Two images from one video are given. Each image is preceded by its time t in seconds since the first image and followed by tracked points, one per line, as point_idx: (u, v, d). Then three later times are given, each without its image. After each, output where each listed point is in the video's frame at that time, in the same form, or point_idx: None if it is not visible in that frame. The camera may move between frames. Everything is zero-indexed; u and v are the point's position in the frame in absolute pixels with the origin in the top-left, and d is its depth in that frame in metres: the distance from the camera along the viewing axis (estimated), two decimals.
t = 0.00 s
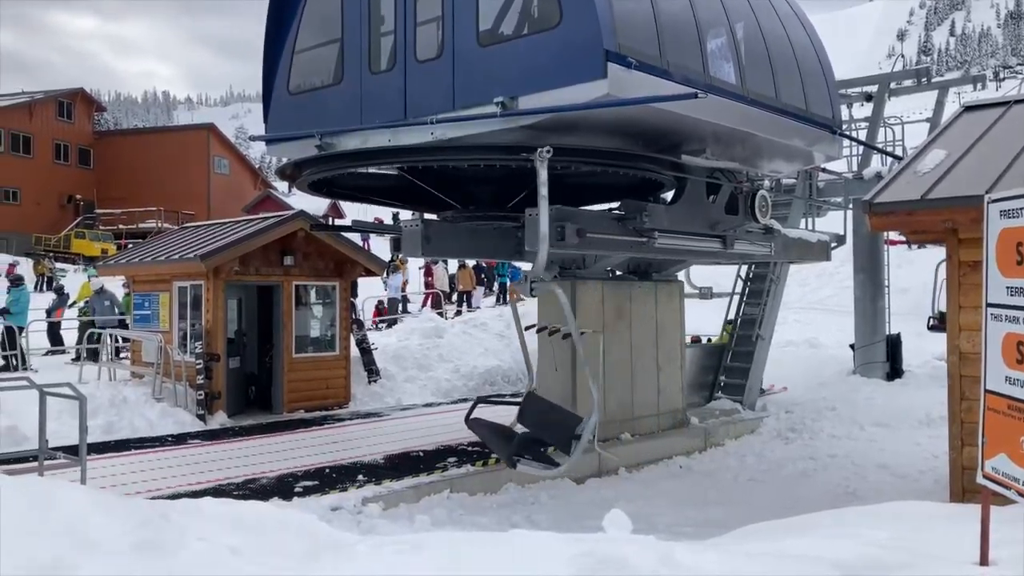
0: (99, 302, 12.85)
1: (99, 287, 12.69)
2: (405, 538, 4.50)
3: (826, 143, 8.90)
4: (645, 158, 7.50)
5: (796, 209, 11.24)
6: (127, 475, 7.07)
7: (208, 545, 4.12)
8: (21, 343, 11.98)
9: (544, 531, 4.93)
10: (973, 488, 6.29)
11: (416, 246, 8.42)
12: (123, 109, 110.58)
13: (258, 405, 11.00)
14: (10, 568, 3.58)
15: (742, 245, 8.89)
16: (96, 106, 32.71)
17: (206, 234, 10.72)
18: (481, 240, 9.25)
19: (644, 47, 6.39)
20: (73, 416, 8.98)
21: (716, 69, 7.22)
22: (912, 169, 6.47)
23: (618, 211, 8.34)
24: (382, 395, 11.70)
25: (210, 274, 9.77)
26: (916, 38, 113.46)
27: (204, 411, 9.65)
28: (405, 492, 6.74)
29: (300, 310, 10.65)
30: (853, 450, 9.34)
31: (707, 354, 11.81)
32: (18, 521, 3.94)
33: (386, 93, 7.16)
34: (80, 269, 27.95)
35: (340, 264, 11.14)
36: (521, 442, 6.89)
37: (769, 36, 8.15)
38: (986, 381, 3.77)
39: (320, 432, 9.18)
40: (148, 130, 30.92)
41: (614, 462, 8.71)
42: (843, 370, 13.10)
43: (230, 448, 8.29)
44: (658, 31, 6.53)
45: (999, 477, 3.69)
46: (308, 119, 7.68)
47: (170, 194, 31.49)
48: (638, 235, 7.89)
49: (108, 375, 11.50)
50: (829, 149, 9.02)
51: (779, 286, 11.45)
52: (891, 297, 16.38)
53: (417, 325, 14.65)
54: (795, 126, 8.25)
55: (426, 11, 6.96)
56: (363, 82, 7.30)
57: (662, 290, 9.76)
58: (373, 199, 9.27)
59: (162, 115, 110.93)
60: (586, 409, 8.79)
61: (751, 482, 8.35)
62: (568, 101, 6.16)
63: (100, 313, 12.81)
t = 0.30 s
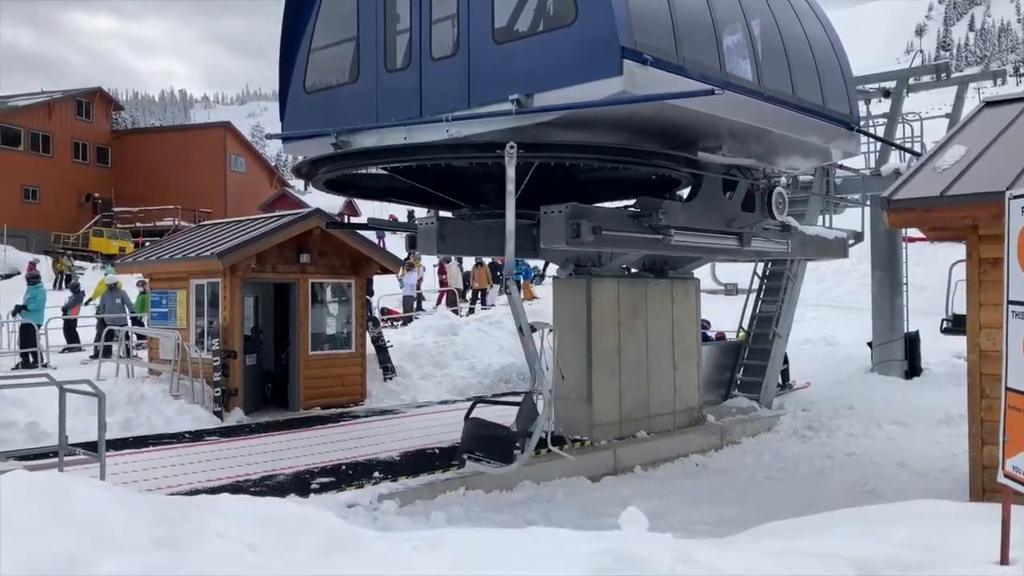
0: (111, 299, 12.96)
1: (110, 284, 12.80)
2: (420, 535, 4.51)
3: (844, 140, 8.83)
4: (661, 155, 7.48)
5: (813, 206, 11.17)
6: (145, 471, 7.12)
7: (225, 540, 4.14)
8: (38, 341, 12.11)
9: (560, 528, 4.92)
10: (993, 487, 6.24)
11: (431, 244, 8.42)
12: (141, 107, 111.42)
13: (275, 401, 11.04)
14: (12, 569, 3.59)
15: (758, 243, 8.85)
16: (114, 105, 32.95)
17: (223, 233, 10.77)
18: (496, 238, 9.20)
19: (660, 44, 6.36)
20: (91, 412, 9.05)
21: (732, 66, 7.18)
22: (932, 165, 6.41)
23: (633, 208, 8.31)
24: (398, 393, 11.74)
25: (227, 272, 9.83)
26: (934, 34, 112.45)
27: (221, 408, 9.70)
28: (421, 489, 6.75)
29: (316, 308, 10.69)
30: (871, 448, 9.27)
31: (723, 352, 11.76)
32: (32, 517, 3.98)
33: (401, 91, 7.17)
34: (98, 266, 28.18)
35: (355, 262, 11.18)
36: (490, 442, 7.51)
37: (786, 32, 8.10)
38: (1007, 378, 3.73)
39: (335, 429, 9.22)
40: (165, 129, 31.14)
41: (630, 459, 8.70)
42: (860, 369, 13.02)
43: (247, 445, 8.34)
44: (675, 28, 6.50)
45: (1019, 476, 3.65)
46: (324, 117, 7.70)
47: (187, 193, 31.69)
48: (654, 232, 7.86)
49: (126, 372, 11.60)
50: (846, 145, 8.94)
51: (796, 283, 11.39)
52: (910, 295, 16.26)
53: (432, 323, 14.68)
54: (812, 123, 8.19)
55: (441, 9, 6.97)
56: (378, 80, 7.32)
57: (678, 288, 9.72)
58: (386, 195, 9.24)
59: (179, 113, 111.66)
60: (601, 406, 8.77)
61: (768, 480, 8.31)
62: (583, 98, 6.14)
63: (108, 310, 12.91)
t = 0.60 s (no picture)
0: (124, 298, 13.10)
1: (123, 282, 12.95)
2: (436, 533, 4.51)
3: (861, 137, 8.76)
4: (677, 153, 7.46)
5: (830, 204, 11.10)
6: (163, 469, 7.17)
7: (243, 537, 4.17)
8: (54, 340, 12.32)
9: (575, 527, 4.92)
10: (1013, 486, 6.19)
11: (445, 242, 8.43)
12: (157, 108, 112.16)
13: (291, 399, 11.09)
14: (29, 568, 3.62)
15: (775, 240, 8.80)
16: (131, 105, 33.18)
17: (239, 231, 10.84)
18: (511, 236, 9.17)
19: (675, 41, 6.34)
20: (109, 411, 9.13)
21: (748, 63, 7.14)
22: (950, 161, 6.35)
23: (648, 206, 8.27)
24: (413, 391, 11.78)
25: (244, 271, 9.88)
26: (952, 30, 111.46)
27: (238, 406, 9.75)
28: (436, 488, 6.76)
29: (331, 306, 10.73)
30: (889, 447, 9.21)
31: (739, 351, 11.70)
32: (50, 515, 4.01)
33: (416, 90, 7.18)
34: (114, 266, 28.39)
35: (370, 261, 11.21)
36: (446, 443, 7.57)
37: (802, 29, 8.05)
38: None
39: (350, 427, 9.25)
40: (181, 129, 31.36)
41: (646, 458, 8.68)
42: (878, 367, 12.94)
43: (264, 443, 8.38)
44: (690, 25, 6.48)
45: None
46: (340, 116, 7.73)
47: (203, 192, 31.89)
48: (670, 230, 7.83)
49: (144, 370, 11.70)
50: (864, 142, 8.87)
51: (813, 281, 11.32)
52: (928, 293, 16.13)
53: (447, 321, 14.70)
54: (829, 119, 8.14)
55: (456, 7, 6.97)
56: (393, 79, 7.34)
57: (694, 286, 9.70)
58: (401, 194, 9.24)
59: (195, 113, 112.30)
60: (617, 404, 8.76)
61: (783, 479, 8.28)
62: (598, 95, 6.13)
63: (120, 308, 13.11)
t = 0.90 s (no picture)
0: (139, 297, 13.18)
1: (137, 281, 13.03)
2: (451, 530, 4.53)
3: (877, 134, 8.71)
4: (691, 151, 7.44)
5: (845, 202, 11.04)
6: (180, 467, 7.23)
7: (259, 535, 4.19)
8: (70, 339, 12.44)
9: (589, 524, 4.91)
10: None
11: (459, 241, 8.45)
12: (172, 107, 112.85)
13: (306, 397, 11.15)
14: (47, 567, 3.63)
15: (789, 238, 8.77)
16: (146, 105, 33.38)
17: (254, 231, 10.89)
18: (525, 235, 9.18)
19: (689, 39, 6.32)
20: (126, 408, 9.20)
21: (763, 60, 7.12)
22: (967, 158, 6.30)
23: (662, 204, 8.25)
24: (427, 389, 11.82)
25: (259, 269, 9.94)
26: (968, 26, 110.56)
27: (254, 404, 9.81)
28: (450, 486, 6.78)
29: (346, 305, 10.77)
30: (904, 446, 9.17)
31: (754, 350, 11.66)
32: (68, 514, 4.03)
33: (430, 90, 7.19)
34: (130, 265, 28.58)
35: (384, 259, 11.25)
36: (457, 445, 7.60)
37: (817, 25, 8.01)
38: None
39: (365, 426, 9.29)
40: (196, 128, 31.53)
41: (660, 457, 8.67)
42: (893, 366, 12.87)
43: (279, 441, 8.43)
44: (704, 22, 6.45)
45: None
46: (354, 115, 7.75)
47: (218, 192, 32.06)
48: (684, 228, 7.81)
49: (160, 368, 11.79)
50: (880, 140, 8.82)
51: (828, 279, 11.27)
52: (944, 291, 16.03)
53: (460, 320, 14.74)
54: (844, 117, 8.10)
55: (470, 6, 6.98)
56: (407, 78, 7.35)
57: (708, 284, 9.67)
58: (415, 192, 9.26)
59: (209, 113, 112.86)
60: (632, 403, 8.75)
61: (798, 477, 8.26)
62: (612, 93, 6.12)
63: (134, 307, 13.21)
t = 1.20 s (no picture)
0: (150, 295, 13.24)
1: (148, 280, 13.09)
2: (464, 528, 4.53)
3: (890, 131, 8.66)
4: (703, 148, 7.41)
5: (859, 199, 10.98)
6: (193, 465, 7.26)
7: (273, 533, 4.21)
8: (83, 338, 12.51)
9: (602, 523, 4.90)
10: None
11: (471, 239, 8.46)
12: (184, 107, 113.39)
13: (318, 396, 11.19)
14: (63, 564, 3.65)
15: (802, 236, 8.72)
16: (159, 104, 33.53)
17: (266, 229, 10.93)
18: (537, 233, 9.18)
19: (702, 36, 6.30)
20: (139, 406, 9.25)
21: (775, 57, 7.09)
22: (982, 156, 6.25)
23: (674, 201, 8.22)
24: (439, 387, 11.84)
25: (271, 268, 9.97)
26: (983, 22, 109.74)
27: (266, 402, 9.84)
28: (462, 484, 6.78)
29: (358, 304, 10.79)
30: (918, 444, 9.12)
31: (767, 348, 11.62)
32: (83, 511, 4.05)
33: (442, 88, 7.19)
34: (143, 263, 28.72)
35: (396, 258, 11.26)
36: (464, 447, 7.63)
37: (830, 21, 7.97)
38: None
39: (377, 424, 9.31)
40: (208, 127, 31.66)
41: (672, 455, 8.65)
42: (907, 364, 12.81)
43: (292, 439, 8.45)
44: (716, 19, 6.43)
45: None
46: (366, 113, 7.76)
47: (230, 190, 32.18)
48: (696, 226, 7.78)
49: (173, 366, 11.85)
50: (893, 136, 8.77)
51: (841, 277, 11.21)
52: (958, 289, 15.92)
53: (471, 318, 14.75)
54: (857, 114, 8.06)
55: (481, 4, 6.97)
56: (420, 77, 7.35)
57: (721, 283, 9.63)
58: (427, 190, 9.27)
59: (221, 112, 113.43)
60: (644, 401, 8.73)
61: (811, 476, 8.22)
62: (624, 91, 6.10)
63: (146, 305, 13.27)
